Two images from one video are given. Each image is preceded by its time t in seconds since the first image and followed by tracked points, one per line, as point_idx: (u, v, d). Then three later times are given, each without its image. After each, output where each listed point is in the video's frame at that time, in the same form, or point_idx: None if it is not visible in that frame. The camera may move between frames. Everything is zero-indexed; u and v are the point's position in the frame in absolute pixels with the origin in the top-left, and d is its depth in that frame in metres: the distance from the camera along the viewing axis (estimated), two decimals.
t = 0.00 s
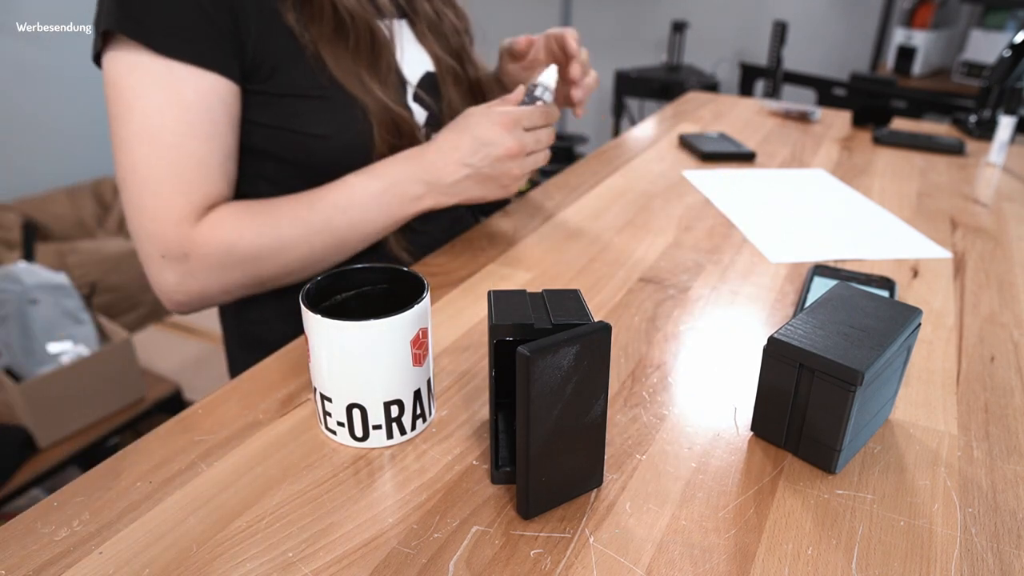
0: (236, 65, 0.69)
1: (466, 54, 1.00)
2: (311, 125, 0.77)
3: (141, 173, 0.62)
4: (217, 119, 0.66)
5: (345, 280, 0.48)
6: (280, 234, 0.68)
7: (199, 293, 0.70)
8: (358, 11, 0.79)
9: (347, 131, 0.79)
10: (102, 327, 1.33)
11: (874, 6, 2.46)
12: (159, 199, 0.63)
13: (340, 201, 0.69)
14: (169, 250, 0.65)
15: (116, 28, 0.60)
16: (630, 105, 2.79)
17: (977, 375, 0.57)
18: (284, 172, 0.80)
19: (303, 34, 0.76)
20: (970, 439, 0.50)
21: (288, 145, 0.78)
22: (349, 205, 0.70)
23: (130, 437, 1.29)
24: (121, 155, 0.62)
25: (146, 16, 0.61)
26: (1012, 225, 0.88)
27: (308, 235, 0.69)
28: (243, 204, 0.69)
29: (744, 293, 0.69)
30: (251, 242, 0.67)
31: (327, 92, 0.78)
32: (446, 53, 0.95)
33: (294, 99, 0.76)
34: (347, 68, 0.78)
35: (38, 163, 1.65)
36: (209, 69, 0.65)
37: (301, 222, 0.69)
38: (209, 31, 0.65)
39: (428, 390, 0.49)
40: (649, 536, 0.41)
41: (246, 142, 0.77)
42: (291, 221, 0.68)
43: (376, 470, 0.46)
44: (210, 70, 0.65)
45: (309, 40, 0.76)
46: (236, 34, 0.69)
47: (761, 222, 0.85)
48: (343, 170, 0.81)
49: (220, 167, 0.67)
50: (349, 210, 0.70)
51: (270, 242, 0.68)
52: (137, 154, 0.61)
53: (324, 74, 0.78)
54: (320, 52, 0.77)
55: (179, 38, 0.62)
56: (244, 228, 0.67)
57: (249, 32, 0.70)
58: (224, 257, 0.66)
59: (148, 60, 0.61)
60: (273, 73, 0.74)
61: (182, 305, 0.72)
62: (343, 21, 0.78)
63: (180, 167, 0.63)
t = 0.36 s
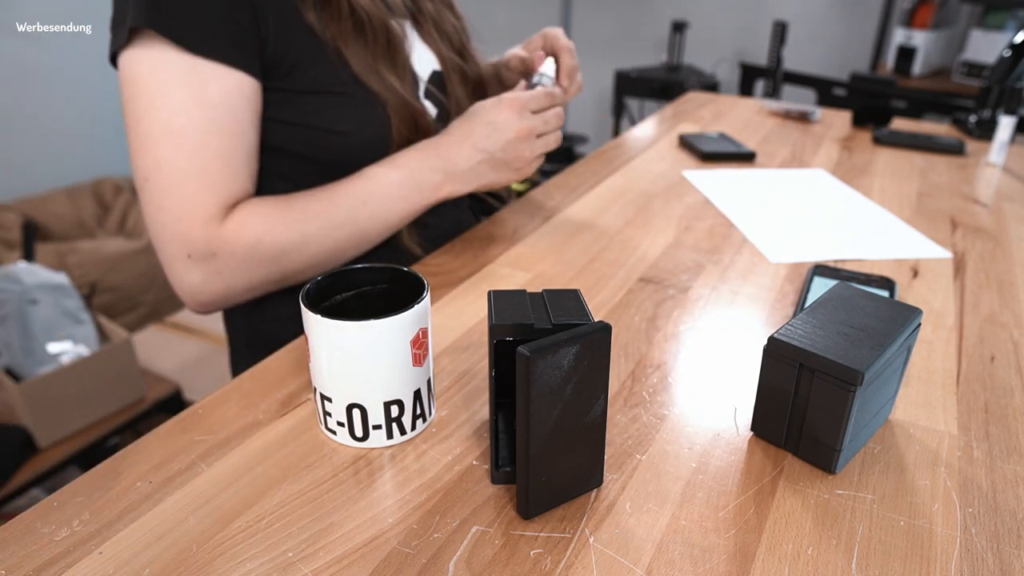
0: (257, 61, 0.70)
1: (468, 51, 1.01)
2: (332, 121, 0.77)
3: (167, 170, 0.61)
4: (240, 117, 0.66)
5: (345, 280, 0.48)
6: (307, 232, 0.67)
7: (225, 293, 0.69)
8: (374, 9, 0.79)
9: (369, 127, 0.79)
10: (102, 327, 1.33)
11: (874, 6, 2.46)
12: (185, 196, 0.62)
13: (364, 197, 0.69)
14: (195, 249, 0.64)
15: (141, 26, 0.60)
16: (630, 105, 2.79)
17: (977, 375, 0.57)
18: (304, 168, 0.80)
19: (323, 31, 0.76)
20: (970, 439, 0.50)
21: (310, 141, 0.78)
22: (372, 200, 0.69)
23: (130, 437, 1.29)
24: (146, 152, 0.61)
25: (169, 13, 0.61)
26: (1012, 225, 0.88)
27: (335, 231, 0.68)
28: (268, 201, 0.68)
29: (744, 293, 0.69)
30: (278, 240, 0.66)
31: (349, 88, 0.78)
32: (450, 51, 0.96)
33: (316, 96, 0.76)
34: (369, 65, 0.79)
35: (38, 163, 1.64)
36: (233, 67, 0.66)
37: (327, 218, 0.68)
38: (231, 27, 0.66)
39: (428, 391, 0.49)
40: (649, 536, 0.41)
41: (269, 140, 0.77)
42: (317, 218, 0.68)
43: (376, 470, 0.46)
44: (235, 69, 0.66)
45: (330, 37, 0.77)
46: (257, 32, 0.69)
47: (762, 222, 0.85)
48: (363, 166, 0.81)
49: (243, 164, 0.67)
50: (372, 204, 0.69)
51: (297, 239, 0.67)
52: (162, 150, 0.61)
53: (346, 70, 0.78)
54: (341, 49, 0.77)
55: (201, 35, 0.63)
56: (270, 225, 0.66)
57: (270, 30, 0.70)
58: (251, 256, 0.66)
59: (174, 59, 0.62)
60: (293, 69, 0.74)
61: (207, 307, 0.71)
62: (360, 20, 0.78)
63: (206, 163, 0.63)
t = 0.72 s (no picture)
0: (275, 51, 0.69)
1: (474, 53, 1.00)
2: (349, 115, 0.77)
3: (183, 158, 0.61)
4: (257, 107, 0.66)
5: (345, 280, 0.48)
6: (323, 229, 0.69)
7: (233, 285, 0.68)
8: (390, 8, 0.79)
9: (384, 121, 0.79)
10: (102, 327, 1.33)
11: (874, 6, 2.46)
12: (201, 185, 0.62)
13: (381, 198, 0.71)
14: (207, 239, 0.64)
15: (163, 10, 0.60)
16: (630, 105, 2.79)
17: (977, 375, 0.57)
18: (319, 163, 0.80)
19: (340, 25, 0.76)
20: (970, 439, 0.50)
21: (325, 136, 0.77)
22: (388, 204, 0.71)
23: (129, 437, 1.29)
24: (162, 139, 0.60)
25: None
26: (1012, 225, 0.88)
27: (350, 228, 0.70)
28: (284, 198, 0.69)
29: (744, 293, 0.69)
30: (292, 235, 0.67)
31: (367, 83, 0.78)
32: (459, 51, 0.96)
33: (333, 90, 0.76)
34: (386, 61, 0.79)
35: (38, 163, 1.63)
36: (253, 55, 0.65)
37: (343, 216, 0.70)
38: (253, 17, 0.66)
39: (428, 391, 0.49)
40: (650, 536, 0.41)
41: (285, 135, 0.77)
42: (333, 216, 0.69)
43: (376, 470, 0.46)
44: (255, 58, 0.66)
45: (347, 32, 0.76)
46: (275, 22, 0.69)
47: (764, 223, 0.85)
48: (378, 162, 0.81)
49: (258, 156, 0.67)
50: (392, 205, 0.71)
51: (312, 236, 0.68)
52: (181, 137, 0.60)
53: (364, 66, 0.78)
54: (358, 45, 0.77)
55: (223, 21, 0.63)
56: (286, 220, 0.67)
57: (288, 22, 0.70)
58: (265, 251, 0.66)
59: (196, 46, 0.61)
60: (311, 65, 0.75)
61: (211, 299, 0.70)
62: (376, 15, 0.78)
63: (223, 153, 0.63)
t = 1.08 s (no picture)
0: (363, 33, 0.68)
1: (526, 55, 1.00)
2: (414, 110, 0.78)
3: (284, 134, 0.61)
4: (352, 83, 0.66)
5: (345, 280, 0.48)
6: (414, 203, 0.71)
7: (327, 260, 0.69)
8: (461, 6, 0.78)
9: (442, 120, 0.81)
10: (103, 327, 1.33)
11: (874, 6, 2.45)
12: (302, 160, 0.63)
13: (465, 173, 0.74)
14: (308, 212, 0.65)
15: None
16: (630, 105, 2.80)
17: (977, 375, 0.57)
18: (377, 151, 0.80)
19: (415, 18, 0.75)
20: (970, 439, 0.50)
21: (386, 126, 0.78)
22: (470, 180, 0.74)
23: (129, 437, 1.29)
24: (261, 115, 0.61)
25: None
26: (1012, 225, 0.88)
27: (439, 205, 0.72)
28: (376, 176, 0.71)
29: (745, 293, 0.69)
30: (387, 208, 0.69)
31: (433, 79, 0.79)
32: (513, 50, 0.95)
33: (403, 81, 0.77)
34: (454, 59, 0.79)
35: (37, 163, 1.61)
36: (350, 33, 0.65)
37: (432, 190, 0.72)
38: None
39: (428, 391, 0.49)
40: (649, 536, 0.41)
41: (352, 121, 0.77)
42: (424, 189, 0.72)
43: (376, 470, 0.46)
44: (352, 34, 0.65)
45: (420, 26, 0.75)
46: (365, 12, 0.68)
47: (764, 223, 0.85)
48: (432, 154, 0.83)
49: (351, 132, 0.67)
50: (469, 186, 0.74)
51: (404, 209, 0.70)
52: (281, 115, 0.61)
53: (434, 62, 0.78)
54: (430, 40, 0.77)
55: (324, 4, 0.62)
56: (378, 196, 0.69)
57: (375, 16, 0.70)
58: (361, 224, 0.68)
59: (296, 20, 0.60)
60: (382, 53, 0.73)
61: (302, 275, 0.70)
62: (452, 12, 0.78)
63: (322, 129, 0.63)
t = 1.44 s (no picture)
0: (389, 35, 0.70)
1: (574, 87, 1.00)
2: (444, 111, 0.78)
3: (281, 117, 0.63)
4: (358, 84, 0.67)
5: (345, 280, 0.48)
6: (393, 216, 0.73)
7: (293, 245, 0.70)
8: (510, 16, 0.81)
9: (472, 123, 0.80)
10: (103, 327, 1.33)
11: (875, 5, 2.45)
12: (293, 147, 0.65)
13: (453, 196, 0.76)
14: (283, 195, 0.66)
15: None
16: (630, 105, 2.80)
17: (977, 375, 0.57)
18: (404, 151, 0.80)
19: (464, 25, 0.78)
20: (970, 439, 0.50)
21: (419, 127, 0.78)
22: (462, 203, 0.77)
23: (129, 437, 1.29)
24: (265, 95, 0.62)
25: None
26: (1012, 224, 0.88)
27: (419, 216, 0.74)
28: (360, 180, 0.72)
29: (745, 293, 0.69)
30: (360, 217, 0.71)
31: (471, 85, 0.79)
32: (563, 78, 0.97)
33: (433, 82, 0.77)
34: (500, 70, 0.80)
35: (36, 163, 1.60)
36: (368, 34, 0.66)
37: (414, 205, 0.74)
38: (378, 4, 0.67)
39: (428, 390, 0.49)
40: (650, 536, 0.41)
41: (384, 120, 0.77)
42: (406, 203, 0.74)
43: (376, 470, 0.46)
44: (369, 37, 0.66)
45: (468, 36, 0.78)
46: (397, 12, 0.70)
47: (764, 223, 0.85)
48: (455, 158, 0.82)
49: (348, 130, 0.69)
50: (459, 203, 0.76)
51: (381, 220, 0.72)
52: (281, 99, 0.62)
53: (479, 72, 0.79)
54: (478, 50, 0.79)
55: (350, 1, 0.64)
56: (356, 198, 0.71)
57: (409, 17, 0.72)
58: (333, 223, 0.70)
59: (317, 16, 0.62)
60: (420, 52, 0.76)
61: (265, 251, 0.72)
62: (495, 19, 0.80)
63: (318, 120, 0.65)
